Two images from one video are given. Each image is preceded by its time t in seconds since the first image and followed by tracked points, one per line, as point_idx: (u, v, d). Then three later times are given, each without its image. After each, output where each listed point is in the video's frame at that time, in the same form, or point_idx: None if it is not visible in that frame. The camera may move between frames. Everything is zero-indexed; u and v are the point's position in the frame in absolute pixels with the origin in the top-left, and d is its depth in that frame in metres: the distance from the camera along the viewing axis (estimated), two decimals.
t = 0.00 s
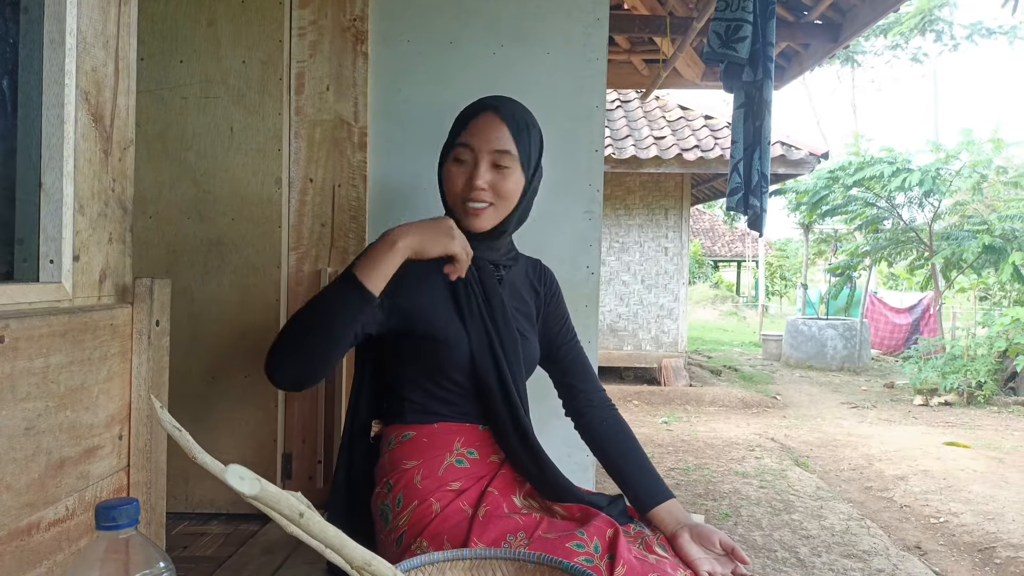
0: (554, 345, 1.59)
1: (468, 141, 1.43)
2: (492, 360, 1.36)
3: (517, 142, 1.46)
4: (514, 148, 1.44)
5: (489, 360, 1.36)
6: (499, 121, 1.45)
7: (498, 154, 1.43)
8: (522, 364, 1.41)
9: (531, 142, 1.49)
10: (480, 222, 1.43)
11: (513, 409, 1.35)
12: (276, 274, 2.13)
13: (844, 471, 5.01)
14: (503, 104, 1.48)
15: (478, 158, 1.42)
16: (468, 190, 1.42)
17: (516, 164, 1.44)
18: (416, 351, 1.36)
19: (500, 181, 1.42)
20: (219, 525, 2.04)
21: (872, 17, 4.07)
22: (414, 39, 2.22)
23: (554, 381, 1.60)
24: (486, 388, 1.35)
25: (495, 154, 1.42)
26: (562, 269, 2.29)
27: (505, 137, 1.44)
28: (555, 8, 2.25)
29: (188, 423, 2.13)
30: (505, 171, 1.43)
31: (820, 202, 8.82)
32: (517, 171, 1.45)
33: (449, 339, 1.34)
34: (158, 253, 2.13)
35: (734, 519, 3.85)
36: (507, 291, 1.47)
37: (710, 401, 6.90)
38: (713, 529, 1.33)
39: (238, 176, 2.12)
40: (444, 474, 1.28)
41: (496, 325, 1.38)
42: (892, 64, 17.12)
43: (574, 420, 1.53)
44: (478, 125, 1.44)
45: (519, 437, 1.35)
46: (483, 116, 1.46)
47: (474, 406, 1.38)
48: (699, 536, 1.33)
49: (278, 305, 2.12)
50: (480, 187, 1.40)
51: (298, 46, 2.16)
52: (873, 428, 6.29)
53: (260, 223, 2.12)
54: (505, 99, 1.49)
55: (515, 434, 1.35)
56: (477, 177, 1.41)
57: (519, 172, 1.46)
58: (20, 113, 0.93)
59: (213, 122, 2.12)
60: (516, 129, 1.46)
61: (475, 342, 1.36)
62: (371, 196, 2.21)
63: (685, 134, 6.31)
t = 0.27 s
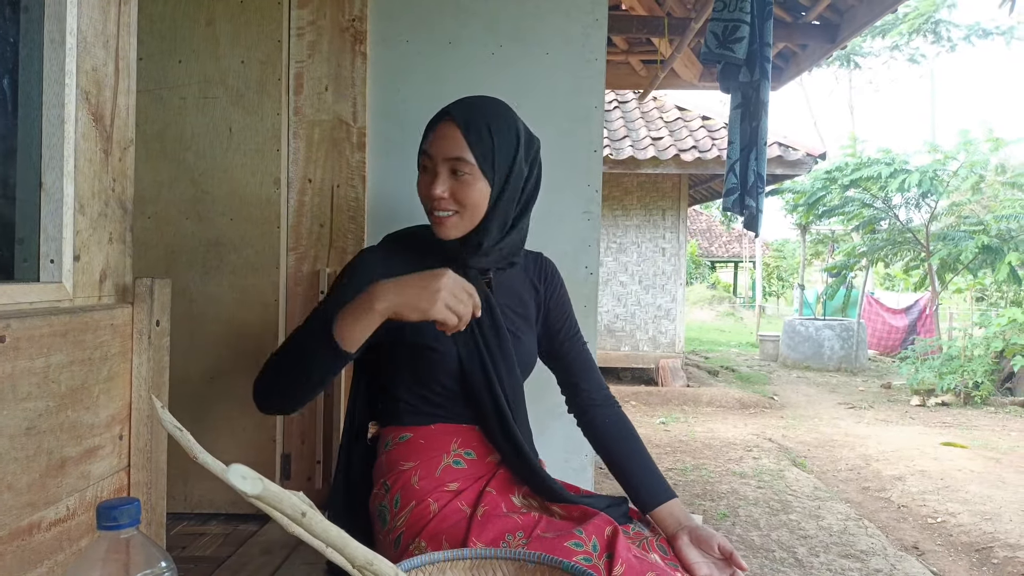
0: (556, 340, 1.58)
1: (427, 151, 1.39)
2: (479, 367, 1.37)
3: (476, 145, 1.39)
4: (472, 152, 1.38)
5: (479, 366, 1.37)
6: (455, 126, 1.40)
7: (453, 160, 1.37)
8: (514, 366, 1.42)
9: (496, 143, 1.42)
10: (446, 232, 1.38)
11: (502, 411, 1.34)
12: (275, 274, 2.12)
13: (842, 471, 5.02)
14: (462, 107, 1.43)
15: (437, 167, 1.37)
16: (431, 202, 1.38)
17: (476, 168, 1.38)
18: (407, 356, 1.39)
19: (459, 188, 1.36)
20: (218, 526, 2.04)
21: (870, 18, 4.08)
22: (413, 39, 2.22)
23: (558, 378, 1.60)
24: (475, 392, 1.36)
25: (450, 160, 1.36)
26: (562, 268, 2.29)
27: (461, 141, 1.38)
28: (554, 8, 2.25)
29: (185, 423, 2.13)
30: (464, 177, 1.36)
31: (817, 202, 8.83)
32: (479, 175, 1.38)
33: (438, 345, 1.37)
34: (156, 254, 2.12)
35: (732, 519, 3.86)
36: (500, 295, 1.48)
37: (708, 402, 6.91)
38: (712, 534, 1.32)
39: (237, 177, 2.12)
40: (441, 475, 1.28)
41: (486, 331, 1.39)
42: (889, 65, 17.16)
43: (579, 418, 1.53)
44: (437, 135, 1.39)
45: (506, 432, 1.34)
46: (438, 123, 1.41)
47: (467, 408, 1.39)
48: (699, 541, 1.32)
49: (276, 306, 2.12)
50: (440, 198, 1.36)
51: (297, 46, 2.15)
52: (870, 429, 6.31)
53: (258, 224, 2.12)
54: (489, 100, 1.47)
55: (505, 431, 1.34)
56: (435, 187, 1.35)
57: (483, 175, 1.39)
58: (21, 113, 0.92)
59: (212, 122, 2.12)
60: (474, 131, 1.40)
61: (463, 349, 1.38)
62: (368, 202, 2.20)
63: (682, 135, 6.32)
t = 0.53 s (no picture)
0: (548, 346, 1.58)
1: (461, 150, 1.42)
2: (480, 373, 1.35)
3: (509, 145, 1.44)
4: (507, 154, 1.43)
5: (479, 371, 1.35)
6: (489, 124, 1.43)
7: (492, 160, 1.41)
8: (515, 371, 1.40)
9: (521, 144, 1.48)
10: (480, 231, 1.42)
11: (497, 416, 1.34)
12: (273, 274, 2.12)
13: (840, 471, 5.03)
14: (489, 105, 1.46)
15: (473, 168, 1.40)
16: (465, 201, 1.41)
17: (512, 170, 1.43)
18: (405, 362, 1.37)
19: (497, 189, 1.42)
20: (216, 526, 2.04)
21: (866, 18, 4.10)
22: (411, 39, 2.22)
23: (549, 384, 1.60)
24: (475, 398, 1.35)
25: (490, 161, 1.41)
26: (559, 270, 2.29)
27: (498, 141, 1.42)
28: (552, 8, 2.25)
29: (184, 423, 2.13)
30: (502, 177, 1.42)
31: (815, 202, 8.84)
32: (513, 175, 1.44)
33: (439, 350, 1.35)
34: (154, 255, 2.12)
35: (730, 519, 3.86)
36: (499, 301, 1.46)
37: (705, 402, 6.91)
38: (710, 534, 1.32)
39: (234, 177, 2.12)
40: (439, 478, 1.28)
41: (487, 337, 1.36)
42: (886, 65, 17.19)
43: (570, 425, 1.53)
44: (469, 134, 1.42)
45: (501, 439, 1.33)
46: (471, 120, 1.43)
47: (465, 412, 1.38)
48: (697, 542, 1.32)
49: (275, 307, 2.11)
50: (478, 199, 1.40)
51: (295, 46, 2.15)
52: (868, 428, 6.32)
53: (257, 224, 2.12)
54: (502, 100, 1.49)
55: (502, 436, 1.34)
56: (475, 188, 1.39)
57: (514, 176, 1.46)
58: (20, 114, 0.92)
59: (210, 122, 2.12)
60: (506, 131, 1.44)
61: (464, 355, 1.35)
62: (367, 201, 2.20)
63: (680, 135, 6.32)
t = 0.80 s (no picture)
0: (548, 347, 1.58)
1: (468, 150, 1.41)
2: (484, 376, 1.35)
3: (516, 144, 1.44)
4: (515, 153, 1.43)
5: (483, 374, 1.35)
6: (497, 124, 1.42)
7: (500, 160, 1.41)
8: (517, 374, 1.40)
9: (526, 142, 1.48)
10: (487, 231, 1.42)
11: (499, 418, 1.33)
12: (272, 275, 2.12)
13: (838, 471, 5.04)
14: (495, 104, 1.46)
15: (481, 168, 1.40)
16: (473, 201, 1.41)
17: (519, 169, 1.43)
18: (410, 363, 1.37)
19: (506, 188, 1.42)
20: (216, 526, 2.03)
21: (864, 19, 4.10)
22: (410, 39, 2.22)
23: (547, 382, 1.61)
24: (478, 401, 1.35)
25: (498, 161, 1.40)
26: (559, 270, 2.29)
27: (506, 141, 1.42)
28: (552, 8, 2.26)
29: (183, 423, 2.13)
30: (511, 177, 1.42)
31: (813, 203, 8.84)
32: (520, 175, 1.44)
33: (444, 352, 1.35)
34: (154, 256, 2.12)
35: (728, 519, 3.87)
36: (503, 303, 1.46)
37: (704, 402, 6.92)
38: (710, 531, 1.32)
39: (232, 178, 2.11)
40: (440, 478, 1.28)
41: (491, 340, 1.36)
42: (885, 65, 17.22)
43: (570, 425, 1.53)
44: (477, 134, 1.41)
45: (503, 442, 1.33)
46: (478, 120, 1.43)
47: (467, 413, 1.39)
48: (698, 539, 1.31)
49: (274, 307, 2.11)
50: (486, 200, 1.40)
51: (294, 46, 2.15)
52: (866, 428, 6.33)
53: (256, 224, 2.11)
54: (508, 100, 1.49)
55: (504, 438, 1.34)
56: (483, 189, 1.39)
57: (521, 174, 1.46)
58: (20, 114, 0.92)
59: (209, 122, 2.11)
60: (513, 131, 1.44)
61: (469, 357, 1.35)
62: (366, 199, 2.22)
63: (678, 135, 6.33)
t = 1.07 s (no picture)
0: (550, 346, 1.59)
1: (479, 149, 1.41)
2: (489, 377, 1.35)
3: (526, 145, 1.45)
4: (525, 154, 1.43)
5: (488, 375, 1.35)
6: (509, 124, 1.42)
7: (511, 161, 1.41)
8: (520, 374, 1.40)
9: (535, 143, 1.48)
10: (495, 231, 1.42)
11: (502, 419, 1.34)
12: (272, 275, 2.12)
13: (837, 471, 5.04)
14: (505, 103, 1.46)
15: (492, 168, 1.40)
16: (481, 200, 1.41)
17: (529, 170, 1.43)
18: (414, 362, 1.37)
19: (515, 188, 1.42)
20: (216, 527, 2.03)
21: (862, 19, 4.12)
22: (409, 40, 2.23)
23: (549, 381, 1.61)
24: (481, 401, 1.35)
25: (508, 161, 1.40)
26: (558, 270, 2.30)
27: (516, 141, 1.42)
28: (550, 9, 2.26)
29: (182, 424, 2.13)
30: (520, 177, 1.42)
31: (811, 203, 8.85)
32: (530, 175, 1.44)
33: (449, 351, 1.35)
34: (154, 256, 2.12)
35: (727, 519, 3.87)
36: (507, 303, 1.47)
37: (703, 402, 6.92)
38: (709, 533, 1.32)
39: (232, 178, 2.11)
40: (440, 478, 1.29)
41: (496, 341, 1.37)
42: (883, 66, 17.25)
43: (570, 425, 1.54)
44: (489, 133, 1.41)
45: (504, 443, 1.33)
46: (489, 119, 1.43)
47: (468, 413, 1.39)
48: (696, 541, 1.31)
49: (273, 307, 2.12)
50: (496, 199, 1.40)
51: (293, 47, 2.16)
52: (865, 428, 6.34)
53: (256, 224, 2.12)
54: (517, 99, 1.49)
55: (507, 437, 1.34)
56: (493, 188, 1.39)
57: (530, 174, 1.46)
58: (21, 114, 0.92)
59: (209, 123, 2.12)
60: (523, 131, 1.45)
61: (474, 357, 1.36)
62: (366, 200, 2.22)
63: (676, 136, 6.34)
